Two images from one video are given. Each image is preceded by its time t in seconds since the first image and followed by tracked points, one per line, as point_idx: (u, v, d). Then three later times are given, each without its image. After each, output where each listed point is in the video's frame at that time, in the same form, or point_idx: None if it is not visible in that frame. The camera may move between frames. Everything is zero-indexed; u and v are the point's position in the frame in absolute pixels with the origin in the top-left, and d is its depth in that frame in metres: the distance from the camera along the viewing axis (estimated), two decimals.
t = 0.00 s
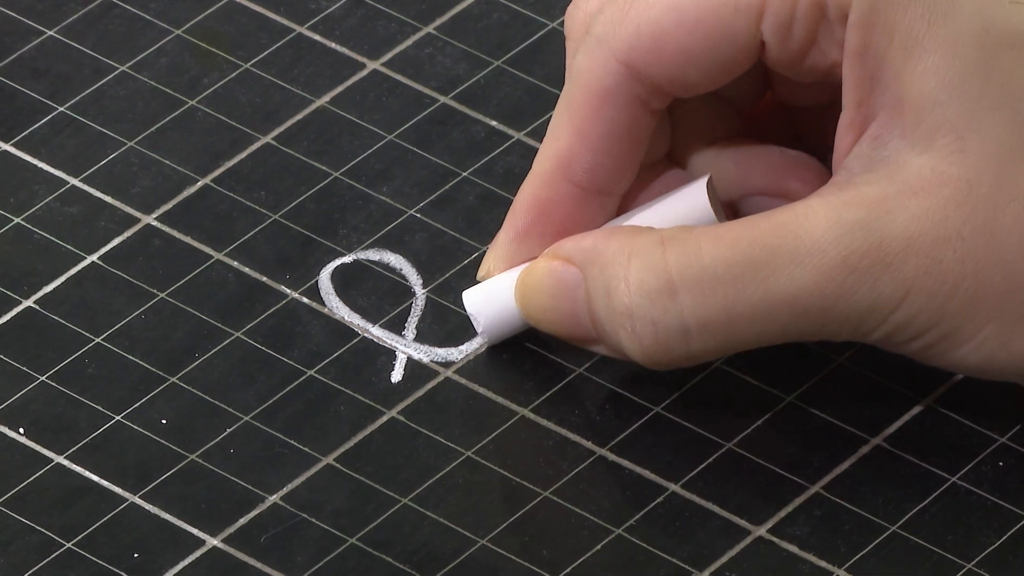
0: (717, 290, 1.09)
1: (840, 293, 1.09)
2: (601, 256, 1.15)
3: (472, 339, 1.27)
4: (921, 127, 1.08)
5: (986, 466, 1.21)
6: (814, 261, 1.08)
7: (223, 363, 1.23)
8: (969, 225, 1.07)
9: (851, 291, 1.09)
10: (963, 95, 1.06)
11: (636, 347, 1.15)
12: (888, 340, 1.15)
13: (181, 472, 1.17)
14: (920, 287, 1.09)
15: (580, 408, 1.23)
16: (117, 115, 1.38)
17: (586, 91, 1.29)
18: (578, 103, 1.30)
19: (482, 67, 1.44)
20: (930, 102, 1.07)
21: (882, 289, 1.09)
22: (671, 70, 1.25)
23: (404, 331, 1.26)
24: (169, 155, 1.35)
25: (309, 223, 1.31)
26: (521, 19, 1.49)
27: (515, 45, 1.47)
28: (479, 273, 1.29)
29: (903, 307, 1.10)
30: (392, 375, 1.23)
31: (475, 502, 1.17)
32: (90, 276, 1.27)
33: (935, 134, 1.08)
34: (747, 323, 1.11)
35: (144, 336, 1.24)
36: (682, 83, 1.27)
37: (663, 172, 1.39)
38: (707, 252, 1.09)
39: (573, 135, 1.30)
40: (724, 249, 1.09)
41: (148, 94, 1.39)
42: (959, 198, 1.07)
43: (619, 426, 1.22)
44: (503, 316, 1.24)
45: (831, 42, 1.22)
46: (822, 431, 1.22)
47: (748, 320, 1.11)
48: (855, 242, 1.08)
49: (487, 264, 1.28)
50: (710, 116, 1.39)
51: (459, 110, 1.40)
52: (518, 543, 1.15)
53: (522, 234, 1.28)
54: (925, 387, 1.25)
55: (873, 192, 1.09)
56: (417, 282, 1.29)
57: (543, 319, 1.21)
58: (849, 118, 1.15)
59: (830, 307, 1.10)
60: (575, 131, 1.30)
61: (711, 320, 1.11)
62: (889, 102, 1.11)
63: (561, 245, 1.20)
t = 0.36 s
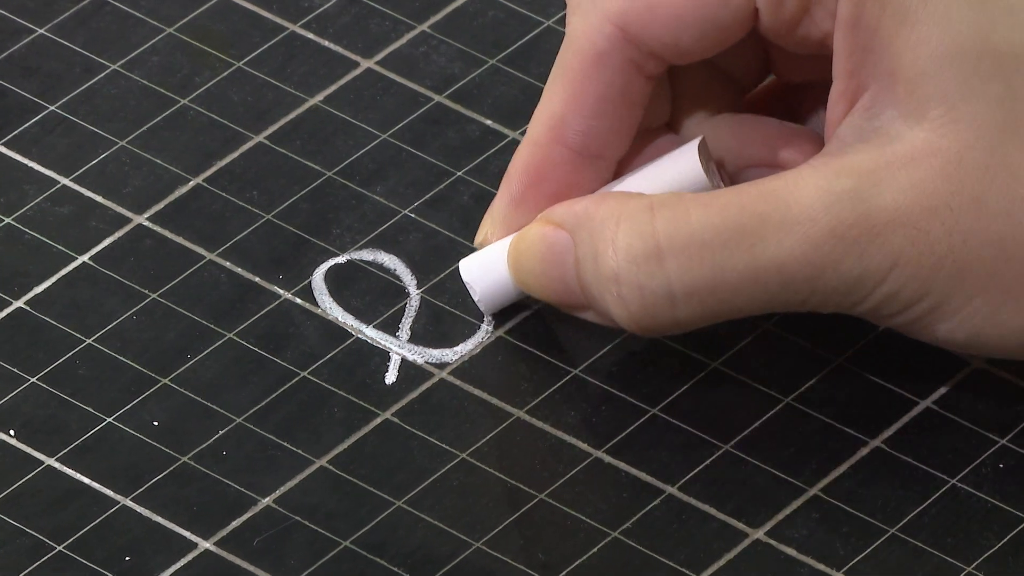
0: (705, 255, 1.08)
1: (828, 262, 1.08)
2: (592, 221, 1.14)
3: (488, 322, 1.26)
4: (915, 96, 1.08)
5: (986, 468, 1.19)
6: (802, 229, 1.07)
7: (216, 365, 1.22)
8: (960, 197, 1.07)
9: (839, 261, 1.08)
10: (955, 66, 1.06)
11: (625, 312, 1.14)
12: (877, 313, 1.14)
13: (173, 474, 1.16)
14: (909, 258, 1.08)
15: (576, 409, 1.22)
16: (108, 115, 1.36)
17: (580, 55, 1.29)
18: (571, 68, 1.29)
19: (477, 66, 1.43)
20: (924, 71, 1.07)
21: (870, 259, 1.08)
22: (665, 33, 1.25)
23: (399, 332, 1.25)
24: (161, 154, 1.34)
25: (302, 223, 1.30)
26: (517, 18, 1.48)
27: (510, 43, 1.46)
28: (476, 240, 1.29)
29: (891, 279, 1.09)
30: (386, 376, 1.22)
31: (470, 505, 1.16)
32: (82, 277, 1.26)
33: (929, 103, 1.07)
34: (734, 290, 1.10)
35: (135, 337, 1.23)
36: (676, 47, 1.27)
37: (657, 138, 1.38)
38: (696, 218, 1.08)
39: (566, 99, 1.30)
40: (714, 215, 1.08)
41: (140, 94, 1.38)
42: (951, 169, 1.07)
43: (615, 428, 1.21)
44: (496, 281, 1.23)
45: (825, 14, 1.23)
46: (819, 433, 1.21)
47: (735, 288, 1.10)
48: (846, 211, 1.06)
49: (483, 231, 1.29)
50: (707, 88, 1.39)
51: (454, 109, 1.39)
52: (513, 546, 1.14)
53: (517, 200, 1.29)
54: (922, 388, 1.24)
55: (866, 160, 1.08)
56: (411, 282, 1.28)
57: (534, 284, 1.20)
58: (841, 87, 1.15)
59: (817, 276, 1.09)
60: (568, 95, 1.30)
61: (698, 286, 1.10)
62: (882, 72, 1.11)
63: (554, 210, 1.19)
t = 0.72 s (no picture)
0: (681, 232, 1.06)
1: (803, 242, 1.06)
2: (570, 194, 1.13)
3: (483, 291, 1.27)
4: (897, 79, 1.06)
5: (987, 471, 1.19)
6: (779, 206, 1.05)
7: (210, 366, 1.21)
8: (938, 181, 1.05)
9: (814, 241, 1.06)
10: (939, 46, 1.04)
11: (599, 286, 1.12)
12: (855, 294, 1.13)
13: (167, 477, 1.15)
14: (885, 241, 1.06)
15: (573, 411, 1.20)
16: (101, 114, 1.35)
17: (562, 27, 1.28)
18: (554, 40, 1.29)
19: (473, 65, 1.42)
20: (904, 53, 1.05)
21: (846, 241, 1.06)
22: (646, 8, 1.23)
23: (394, 334, 1.24)
24: (154, 154, 1.33)
25: (297, 224, 1.29)
26: (514, 16, 1.47)
27: (507, 42, 1.44)
28: (461, 212, 1.29)
29: (867, 261, 1.08)
30: (382, 378, 1.21)
31: (466, 508, 1.15)
32: (74, 278, 1.25)
33: (910, 86, 1.05)
34: (710, 268, 1.08)
35: (128, 338, 1.22)
36: (657, 21, 1.25)
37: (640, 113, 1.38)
38: (674, 193, 1.06)
39: (547, 71, 1.30)
40: (691, 191, 1.06)
41: (133, 93, 1.37)
42: (930, 153, 1.04)
43: (612, 430, 1.20)
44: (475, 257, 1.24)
45: None
46: (818, 436, 1.20)
47: (711, 266, 1.08)
48: (823, 190, 1.05)
49: (467, 203, 1.29)
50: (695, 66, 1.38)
51: (450, 109, 1.38)
52: (509, 549, 1.13)
53: (499, 172, 1.29)
54: (923, 390, 1.22)
55: (845, 142, 1.06)
56: (407, 283, 1.27)
57: (512, 256, 1.20)
58: (823, 67, 1.13)
59: (794, 257, 1.07)
60: (550, 68, 1.30)
61: (673, 262, 1.08)
62: (865, 53, 1.09)
63: (534, 182, 1.18)
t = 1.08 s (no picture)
0: (651, 212, 1.08)
1: (772, 226, 1.08)
2: (543, 169, 1.14)
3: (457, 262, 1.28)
4: (870, 66, 1.06)
5: (986, 474, 1.18)
6: (749, 189, 1.07)
7: (205, 368, 1.20)
8: (908, 169, 1.06)
9: (783, 224, 1.08)
10: (914, 34, 1.04)
11: (568, 259, 1.14)
12: (825, 278, 1.14)
13: (161, 480, 1.15)
14: (853, 225, 1.08)
15: (570, 412, 1.20)
16: (95, 114, 1.34)
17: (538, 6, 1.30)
18: (530, 17, 1.31)
19: (470, 65, 1.41)
20: (877, 41, 1.05)
21: (814, 225, 1.08)
22: None
23: (390, 335, 1.23)
24: (149, 155, 1.32)
25: (292, 225, 1.28)
26: (510, 15, 1.46)
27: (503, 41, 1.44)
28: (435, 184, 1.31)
29: (836, 246, 1.09)
30: (378, 380, 1.20)
31: (463, 510, 1.14)
32: (68, 279, 1.24)
33: (883, 73, 1.06)
34: (679, 247, 1.10)
35: (123, 340, 1.21)
36: (636, 7, 1.25)
37: (617, 92, 1.40)
38: (646, 171, 1.08)
39: (522, 48, 1.32)
40: (663, 172, 1.08)
41: (127, 93, 1.36)
42: (901, 140, 1.05)
43: (609, 431, 1.19)
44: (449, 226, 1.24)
45: None
46: (817, 438, 1.19)
47: (681, 245, 1.10)
48: (793, 175, 1.06)
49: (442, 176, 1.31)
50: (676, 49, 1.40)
51: (446, 109, 1.38)
52: (506, 552, 1.13)
53: (473, 147, 1.31)
54: (923, 392, 1.22)
55: (817, 127, 1.07)
56: (403, 285, 1.26)
57: (481, 231, 1.20)
58: (798, 51, 1.12)
59: (762, 240, 1.09)
60: (525, 45, 1.32)
61: (644, 240, 1.10)
62: (838, 40, 1.08)
63: (505, 158, 1.17)
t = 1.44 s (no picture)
0: (621, 193, 1.08)
1: (739, 211, 1.08)
2: (513, 146, 1.13)
3: (423, 233, 1.29)
4: (841, 55, 1.05)
5: (984, 475, 1.18)
6: (718, 175, 1.06)
7: (202, 369, 1.20)
8: (876, 157, 1.06)
9: (751, 210, 1.08)
10: (885, 22, 1.03)
11: (538, 236, 1.15)
12: (794, 264, 1.14)
13: (158, 481, 1.15)
14: (821, 212, 1.08)
15: (568, 413, 1.19)
16: (93, 115, 1.34)
17: None
18: None
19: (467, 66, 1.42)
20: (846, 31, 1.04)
21: (782, 211, 1.08)
22: None
23: (388, 336, 1.23)
24: (146, 156, 1.32)
25: (289, 226, 1.28)
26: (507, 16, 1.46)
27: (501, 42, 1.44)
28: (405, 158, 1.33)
29: (804, 233, 1.09)
30: (375, 381, 1.20)
31: (460, 511, 1.14)
32: (66, 280, 1.24)
33: (853, 62, 1.05)
34: (649, 230, 1.11)
35: (120, 341, 1.21)
36: None
37: (585, 73, 1.41)
38: (617, 152, 1.08)
39: (490, 26, 1.34)
40: (633, 154, 1.08)
41: (125, 94, 1.36)
42: (869, 128, 1.05)
43: (606, 432, 1.19)
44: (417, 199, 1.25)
45: None
46: (815, 439, 1.19)
47: (650, 226, 1.10)
48: (761, 162, 1.06)
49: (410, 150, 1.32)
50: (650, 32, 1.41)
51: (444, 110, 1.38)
52: (503, 553, 1.13)
53: (439, 121, 1.33)
54: (921, 393, 1.22)
55: (787, 116, 1.07)
56: (400, 286, 1.26)
57: (450, 207, 1.20)
58: (768, 40, 1.10)
59: (731, 225, 1.09)
60: (494, 23, 1.34)
61: (613, 220, 1.10)
62: (807, 28, 1.07)
63: (473, 133, 1.17)
